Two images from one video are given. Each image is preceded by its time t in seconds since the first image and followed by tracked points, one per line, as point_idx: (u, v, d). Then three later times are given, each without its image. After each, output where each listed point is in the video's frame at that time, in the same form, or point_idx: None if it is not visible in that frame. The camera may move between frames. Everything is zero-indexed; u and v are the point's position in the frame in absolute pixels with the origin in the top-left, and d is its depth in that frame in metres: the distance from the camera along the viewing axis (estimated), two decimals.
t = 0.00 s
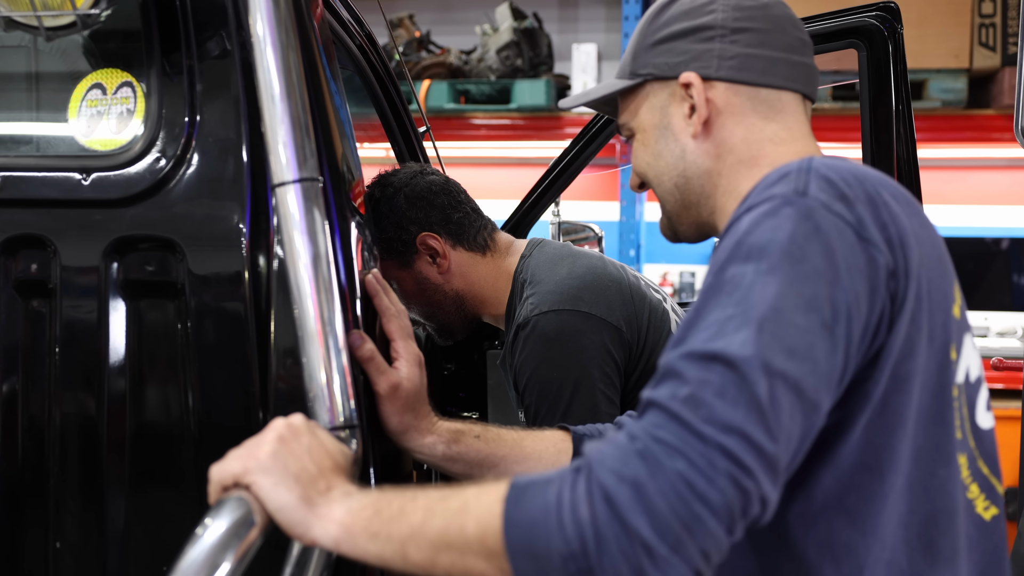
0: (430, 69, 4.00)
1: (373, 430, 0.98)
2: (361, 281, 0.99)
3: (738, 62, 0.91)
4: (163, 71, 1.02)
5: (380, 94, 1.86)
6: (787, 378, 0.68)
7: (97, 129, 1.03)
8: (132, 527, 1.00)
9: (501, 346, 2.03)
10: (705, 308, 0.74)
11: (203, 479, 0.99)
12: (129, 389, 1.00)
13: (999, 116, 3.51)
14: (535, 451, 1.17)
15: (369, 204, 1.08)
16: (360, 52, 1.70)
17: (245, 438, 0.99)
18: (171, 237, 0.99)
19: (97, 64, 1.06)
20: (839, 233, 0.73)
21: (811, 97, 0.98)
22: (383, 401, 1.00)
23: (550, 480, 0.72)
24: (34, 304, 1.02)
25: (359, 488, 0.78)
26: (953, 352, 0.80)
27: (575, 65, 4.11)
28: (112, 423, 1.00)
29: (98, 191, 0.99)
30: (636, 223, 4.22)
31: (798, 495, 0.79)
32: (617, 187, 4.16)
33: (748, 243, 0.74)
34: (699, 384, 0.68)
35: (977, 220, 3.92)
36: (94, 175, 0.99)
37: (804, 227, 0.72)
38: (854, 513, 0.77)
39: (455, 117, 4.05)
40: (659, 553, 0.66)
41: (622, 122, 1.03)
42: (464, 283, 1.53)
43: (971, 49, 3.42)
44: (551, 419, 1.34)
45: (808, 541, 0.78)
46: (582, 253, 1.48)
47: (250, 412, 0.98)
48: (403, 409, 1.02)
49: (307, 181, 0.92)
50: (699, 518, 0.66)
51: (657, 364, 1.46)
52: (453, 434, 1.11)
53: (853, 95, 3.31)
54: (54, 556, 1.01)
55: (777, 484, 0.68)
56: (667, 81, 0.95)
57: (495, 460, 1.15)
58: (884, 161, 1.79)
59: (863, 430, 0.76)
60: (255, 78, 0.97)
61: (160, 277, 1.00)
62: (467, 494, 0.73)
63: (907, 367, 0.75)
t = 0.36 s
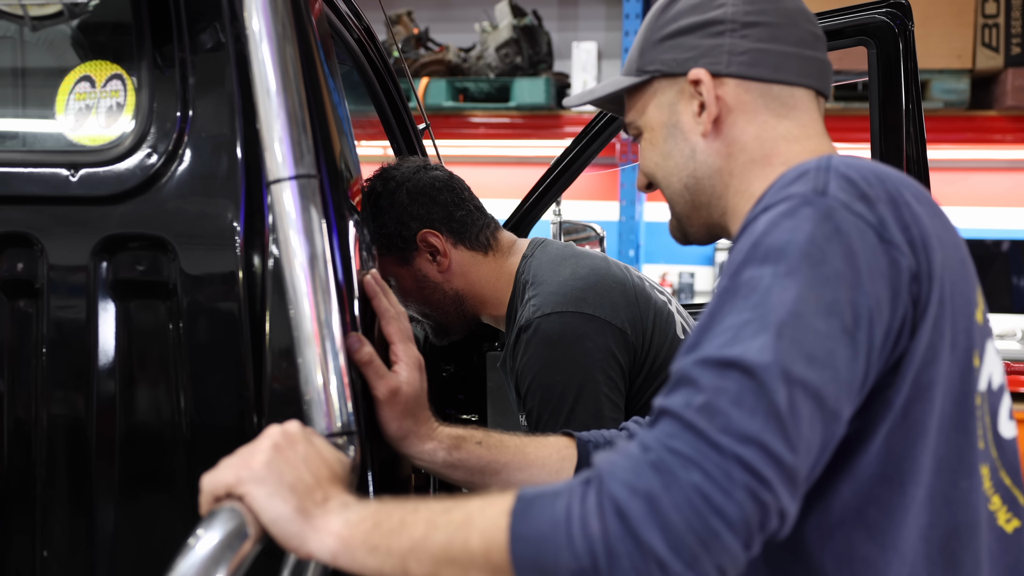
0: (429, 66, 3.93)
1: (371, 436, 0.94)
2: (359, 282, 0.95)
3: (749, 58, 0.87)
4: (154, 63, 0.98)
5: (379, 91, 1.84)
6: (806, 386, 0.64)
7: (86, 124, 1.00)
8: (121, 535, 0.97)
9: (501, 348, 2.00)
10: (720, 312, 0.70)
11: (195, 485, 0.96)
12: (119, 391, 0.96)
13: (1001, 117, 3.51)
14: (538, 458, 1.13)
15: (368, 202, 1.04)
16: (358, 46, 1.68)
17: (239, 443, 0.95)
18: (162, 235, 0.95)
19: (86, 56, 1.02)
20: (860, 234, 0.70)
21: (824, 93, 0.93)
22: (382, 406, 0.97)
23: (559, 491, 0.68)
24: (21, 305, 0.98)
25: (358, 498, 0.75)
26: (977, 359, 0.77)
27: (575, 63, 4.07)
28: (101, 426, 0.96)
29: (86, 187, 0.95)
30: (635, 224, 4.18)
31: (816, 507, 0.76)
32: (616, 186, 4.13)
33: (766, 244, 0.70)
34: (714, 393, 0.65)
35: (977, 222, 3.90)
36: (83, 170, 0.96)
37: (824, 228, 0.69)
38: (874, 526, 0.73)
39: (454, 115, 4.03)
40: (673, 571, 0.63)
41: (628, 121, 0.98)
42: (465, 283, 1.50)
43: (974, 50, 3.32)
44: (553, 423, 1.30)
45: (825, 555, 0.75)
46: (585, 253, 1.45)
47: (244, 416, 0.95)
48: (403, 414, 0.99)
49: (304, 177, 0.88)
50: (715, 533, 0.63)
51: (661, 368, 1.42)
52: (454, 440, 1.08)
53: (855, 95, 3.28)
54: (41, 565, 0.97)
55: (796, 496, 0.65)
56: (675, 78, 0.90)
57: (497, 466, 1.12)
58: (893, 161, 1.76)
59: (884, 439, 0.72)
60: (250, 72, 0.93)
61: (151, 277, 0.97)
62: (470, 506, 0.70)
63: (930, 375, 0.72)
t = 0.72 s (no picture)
0: (424, 62, 3.93)
1: (367, 439, 0.91)
2: (355, 281, 0.92)
3: (754, 54, 0.83)
4: (145, 56, 0.95)
5: (375, 86, 1.80)
6: (824, 393, 0.61)
7: (74, 118, 0.96)
8: (109, 541, 0.93)
9: (498, 348, 1.97)
10: (732, 315, 0.67)
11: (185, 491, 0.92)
12: (106, 392, 0.93)
13: (998, 117, 3.49)
14: (539, 464, 1.10)
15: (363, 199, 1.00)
16: (355, 41, 1.65)
17: (230, 447, 0.92)
18: (152, 233, 0.92)
19: (74, 48, 0.98)
20: (877, 234, 0.67)
21: (831, 89, 0.89)
22: (379, 409, 0.94)
23: (566, 503, 0.66)
24: (4, 304, 0.94)
25: (354, 508, 0.72)
26: (996, 363, 0.74)
27: (571, 60, 4.05)
28: (88, 428, 0.93)
29: (74, 182, 0.92)
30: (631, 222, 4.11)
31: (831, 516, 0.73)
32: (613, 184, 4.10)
33: (779, 244, 0.67)
34: (728, 399, 0.62)
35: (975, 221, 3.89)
36: (70, 166, 0.93)
37: (841, 227, 0.66)
38: (891, 536, 0.71)
39: (449, 112, 3.98)
40: None
41: (630, 122, 0.94)
42: (461, 283, 1.46)
43: (971, 49, 3.28)
44: (553, 426, 1.27)
45: (841, 567, 0.72)
46: (585, 252, 1.42)
47: (235, 419, 0.92)
48: (401, 417, 0.96)
49: (299, 174, 0.85)
50: (730, 547, 0.60)
51: (663, 369, 1.39)
52: (453, 445, 1.05)
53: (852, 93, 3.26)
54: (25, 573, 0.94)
55: (813, 507, 0.62)
56: (677, 77, 0.86)
57: (497, 472, 1.09)
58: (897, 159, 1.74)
59: (902, 447, 0.70)
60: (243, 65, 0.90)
61: (141, 275, 0.93)
62: (473, 518, 0.67)
63: (949, 380, 0.69)
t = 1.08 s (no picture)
0: (418, 59, 3.91)
1: (366, 442, 0.89)
2: (352, 280, 0.90)
3: (762, 49, 0.81)
4: (137, 51, 0.93)
5: (371, 83, 1.78)
6: (837, 394, 0.60)
7: (64, 114, 0.94)
8: (101, 546, 0.91)
9: (495, 347, 1.96)
10: (741, 314, 0.65)
11: (179, 495, 0.90)
12: (98, 393, 0.91)
13: (993, 114, 3.47)
14: (540, 466, 1.08)
15: (360, 196, 0.98)
16: (350, 36, 1.62)
17: (225, 449, 0.90)
18: (145, 231, 0.90)
19: (65, 43, 0.96)
20: (890, 231, 0.65)
21: (839, 85, 0.87)
22: (377, 411, 0.92)
23: (572, 509, 0.64)
24: None
25: (354, 513, 0.70)
26: (1010, 363, 0.73)
27: (566, 57, 4.03)
28: (79, 429, 0.90)
29: (65, 180, 0.90)
30: (626, 220, 4.12)
31: (842, 520, 0.71)
32: (608, 182, 4.09)
33: (790, 242, 0.65)
34: (739, 402, 0.60)
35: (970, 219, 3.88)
36: (61, 163, 0.90)
37: (853, 225, 0.64)
38: (903, 541, 0.69)
39: (444, 109, 3.96)
40: None
41: (634, 117, 0.92)
42: (458, 282, 1.44)
43: (968, 46, 3.28)
44: (553, 427, 1.25)
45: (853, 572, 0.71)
46: (583, 250, 1.40)
47: (230, 422, 0.90)
48: (399, 420, 0.94)
49: (295, 171, 0.83)
50: (742, 553, 0.58)
51: (663, 369, 1.38)
52: (452, 447, 1.03)
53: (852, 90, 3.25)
54: None
55: (827, 512, 0.61)
56: (683, 72, 0.84)
57: (497, 475, 1.06)
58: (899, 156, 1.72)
59: (914, 449, 0.68)
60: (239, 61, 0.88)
61: (133, 274, 0.91)
62: (476, 524, 0.65)
63: (963, 381, 0.68)
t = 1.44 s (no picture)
0: (411, 58, 3.90)
1: (363, 443, 0.88)
2: (348, 279, 0.88)
3: (766, 43, 0.80)
4: (130, 48, 0.91)
5: (366, 81, 1.77)
6: (845, 393, 0.59)
7: (56, 112, 0.92)
8: (95, 549, 0.90)
9: (492, 347, 1.94)
10: (746, 312, 0.65)
11: (174, 498, 0.89)
12: (92, 393, 0.90)
13: (987, 111, 3.46)
14: (539, 466, 1.07)
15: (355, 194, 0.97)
16: (345, 34, 1.60)
17: (221, 451, 0.89)
18: (139, 231, 0.88)
19: (56, 40, 0.95)
20: (897, 227, 0.64)
21: (843, 79, 0.86)
22: (374, 412, 0.90)
23: (575, 512, 0.63)
24: None
25: (352, 517, 0.69)
26: (1018, 360, 0.73)
27: (560, 55, 4.01)
28: (73, 431, 0.89)
29: (57, 179, 0.88)
30: (620, 218, 4.14)
31: (850, 522, 0.70)
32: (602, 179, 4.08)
33: (795, 238, 0.64)
34: (745, 401, 0.59)
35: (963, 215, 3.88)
36: (53, 162, 0.89)
37: (860, 221, 0.63)
38: (911, 542, 0.68)
39: (437, 108, 3.95)
40: None
41: (634, 112, 0.91)
42: (455, 281, 1.43)
43: (961, 42, 3.29)
44: (552, 427, 1.24)
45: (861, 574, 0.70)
46: (580, 249, 1.39)
47: (226, 422, 0.88)
48: (397, 420, 0.93)
49: (291, 169, 0.82)
50: (750, 557, 0.57)
51: (663, 367, 1.37)
52: (451, 447, 1.02)
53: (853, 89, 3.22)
54: None
55: (835, 513, 0.60)
56: (685, 65, 0.83)
57: (497, 475, 1.05)
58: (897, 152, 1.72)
59: (923, 449, 0.67)
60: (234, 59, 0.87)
61: (127, 274, 0.90)
62: (477, 527, 0.64)
63: (971, 379, 0.67)
